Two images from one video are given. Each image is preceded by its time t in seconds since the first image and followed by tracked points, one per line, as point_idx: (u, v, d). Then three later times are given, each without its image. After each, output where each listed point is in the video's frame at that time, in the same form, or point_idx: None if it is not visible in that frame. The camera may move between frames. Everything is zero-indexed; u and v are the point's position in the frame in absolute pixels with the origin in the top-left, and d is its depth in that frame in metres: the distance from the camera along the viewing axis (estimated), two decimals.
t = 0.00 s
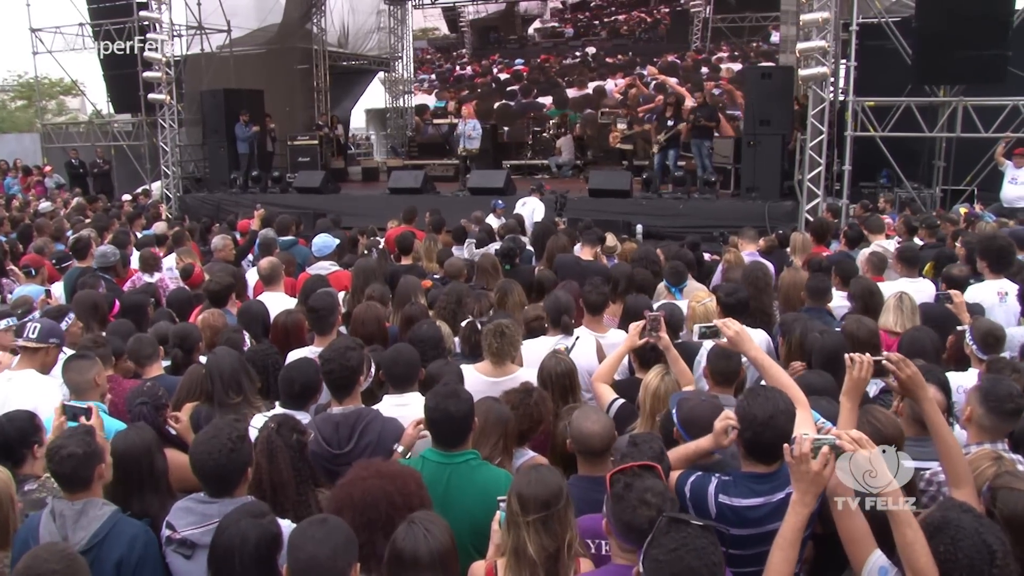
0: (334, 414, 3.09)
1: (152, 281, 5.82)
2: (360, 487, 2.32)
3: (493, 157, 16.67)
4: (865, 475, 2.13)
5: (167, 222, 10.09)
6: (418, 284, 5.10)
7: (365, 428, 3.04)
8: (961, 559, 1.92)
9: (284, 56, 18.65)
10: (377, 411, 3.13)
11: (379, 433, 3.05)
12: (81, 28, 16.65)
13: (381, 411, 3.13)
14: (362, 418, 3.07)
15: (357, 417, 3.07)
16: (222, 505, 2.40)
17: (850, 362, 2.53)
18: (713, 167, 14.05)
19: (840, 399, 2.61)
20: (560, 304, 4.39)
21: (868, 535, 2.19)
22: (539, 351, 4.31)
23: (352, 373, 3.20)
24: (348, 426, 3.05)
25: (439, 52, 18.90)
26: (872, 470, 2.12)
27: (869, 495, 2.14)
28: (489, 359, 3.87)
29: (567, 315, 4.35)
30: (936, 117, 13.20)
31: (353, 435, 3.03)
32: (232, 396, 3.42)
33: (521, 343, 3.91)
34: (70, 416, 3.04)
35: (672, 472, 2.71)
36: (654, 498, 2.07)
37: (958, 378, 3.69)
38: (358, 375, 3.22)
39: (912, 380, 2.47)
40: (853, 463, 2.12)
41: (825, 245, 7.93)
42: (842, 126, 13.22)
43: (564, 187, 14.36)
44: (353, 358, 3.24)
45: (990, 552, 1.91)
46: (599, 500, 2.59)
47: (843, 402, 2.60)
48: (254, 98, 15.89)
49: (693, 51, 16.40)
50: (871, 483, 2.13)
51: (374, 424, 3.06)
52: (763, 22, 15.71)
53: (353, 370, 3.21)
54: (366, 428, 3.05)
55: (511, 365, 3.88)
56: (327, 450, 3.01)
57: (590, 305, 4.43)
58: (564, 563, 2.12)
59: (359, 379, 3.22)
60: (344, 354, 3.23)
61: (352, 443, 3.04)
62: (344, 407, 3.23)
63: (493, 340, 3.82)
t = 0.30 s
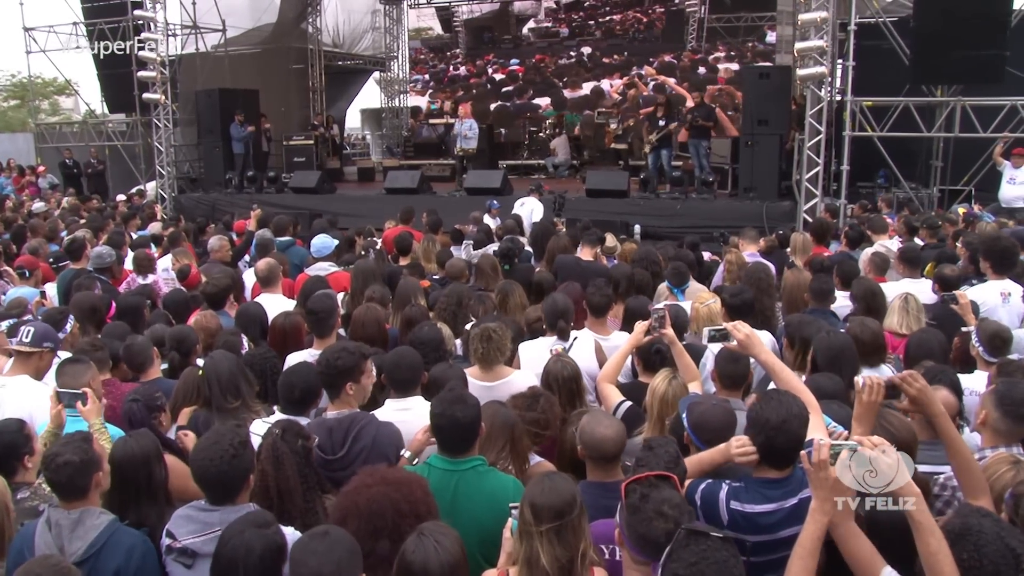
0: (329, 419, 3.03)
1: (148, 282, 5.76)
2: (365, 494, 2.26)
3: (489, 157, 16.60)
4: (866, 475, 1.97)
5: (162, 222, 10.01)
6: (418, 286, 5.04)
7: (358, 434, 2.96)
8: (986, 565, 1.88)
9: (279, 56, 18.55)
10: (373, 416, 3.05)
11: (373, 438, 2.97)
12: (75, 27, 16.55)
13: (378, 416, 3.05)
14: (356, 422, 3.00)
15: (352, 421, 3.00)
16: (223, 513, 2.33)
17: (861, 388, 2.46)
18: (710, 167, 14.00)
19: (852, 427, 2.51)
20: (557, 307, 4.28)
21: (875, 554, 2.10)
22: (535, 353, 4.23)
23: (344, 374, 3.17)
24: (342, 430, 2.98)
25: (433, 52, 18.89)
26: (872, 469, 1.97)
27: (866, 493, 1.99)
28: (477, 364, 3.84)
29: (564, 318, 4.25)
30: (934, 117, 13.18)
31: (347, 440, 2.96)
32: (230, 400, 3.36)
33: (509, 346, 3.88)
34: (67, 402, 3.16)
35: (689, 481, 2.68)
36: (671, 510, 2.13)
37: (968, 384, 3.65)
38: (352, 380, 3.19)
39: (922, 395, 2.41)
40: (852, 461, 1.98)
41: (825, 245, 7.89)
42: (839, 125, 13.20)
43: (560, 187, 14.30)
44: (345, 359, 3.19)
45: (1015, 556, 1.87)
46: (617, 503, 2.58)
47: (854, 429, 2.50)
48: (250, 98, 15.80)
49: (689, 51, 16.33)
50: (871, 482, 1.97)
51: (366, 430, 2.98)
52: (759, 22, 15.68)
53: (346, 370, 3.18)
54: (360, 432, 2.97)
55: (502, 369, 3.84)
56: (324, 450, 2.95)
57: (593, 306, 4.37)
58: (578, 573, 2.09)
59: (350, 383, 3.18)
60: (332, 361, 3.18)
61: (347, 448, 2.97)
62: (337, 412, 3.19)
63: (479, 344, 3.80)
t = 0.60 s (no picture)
0: (329, 423, 2.95)
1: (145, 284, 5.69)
2: (370, 502, 2.19)
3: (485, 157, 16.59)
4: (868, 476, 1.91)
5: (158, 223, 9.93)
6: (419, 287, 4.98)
7: (356, 439, 2.87)
8: (1016, 570, 1.84)
9: (274, 56, 18.47)
10: (374, 422, 2.96)
11: (372, 445, 2.87)
12: (70, 26, 16.46)
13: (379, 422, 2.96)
14: (356, 427, 2.91)
15: (352, 426, 2.92)
16: (227, 521, 2.28)
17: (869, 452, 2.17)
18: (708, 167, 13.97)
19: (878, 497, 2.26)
20: (564, 310, 4.23)
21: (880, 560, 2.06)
22: (540, 355, 4.17)
23: (344, 377, 3.13)
24: (341, 434, 2.90)
25: (427, 52, 18.90)
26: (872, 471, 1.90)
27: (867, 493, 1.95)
28: (476, 371, 3.85)
29: (570, 322, 4.20)
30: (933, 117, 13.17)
31: (345, 443, 2.88)
32: (228, 406, 3.30)
33: (506, 351, 3.88)
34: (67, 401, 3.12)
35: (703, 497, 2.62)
36: (686, 520, 2.11)
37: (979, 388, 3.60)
38: (351, 383, 3.13)
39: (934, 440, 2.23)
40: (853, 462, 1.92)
41: (826, 245, 7.84)
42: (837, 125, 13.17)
43: (558, 187, 14.25)
44: (345, 362, 3.15)
45: None
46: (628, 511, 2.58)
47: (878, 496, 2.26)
48: (246, 98, 15.73)
49: (685, 51, 16.29)
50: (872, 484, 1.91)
51: (365, 437, 2.89)
52: (756, 21, 15.64)
53: (347, 372, 3.13)
54: (359, 438, 2.88)
55: (502, 373, 3.86)
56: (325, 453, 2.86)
57: (597, 308, 4.31)
58: None
59: (349, 386, 3.13)
60: (333, 364, 3.15)
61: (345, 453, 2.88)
62: (339, 416, 3.15)
63: (476, 350, 3.80)
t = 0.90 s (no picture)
0: (329, 428, 2.89)
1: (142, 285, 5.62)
2: (376, 510, 2.12)
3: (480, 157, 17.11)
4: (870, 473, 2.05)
5: (154, 223, 9.86)
6: (420, 288, 4.92)
7: (353, 448, 2.80)
8: None
9: (270, 55, 18.35)
10: (374, 431, 2.88)
11: (368, 455, 2.80)
12: (64, 25, 16.35)
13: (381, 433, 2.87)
14: (353, 435, 2.84)
15: (351, 433, 2.84)
16: (231, 530, 2.22)
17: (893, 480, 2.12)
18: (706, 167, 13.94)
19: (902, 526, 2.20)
20: (574, 310, 4.19)
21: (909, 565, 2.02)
22: (547, 356, 4.12)
23: (344, 383, 3.07)
24: (339, 440, 2.83)
25: (422, 52, 18.77)
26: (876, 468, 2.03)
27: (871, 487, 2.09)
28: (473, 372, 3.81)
29: (579, 323, 4.17)
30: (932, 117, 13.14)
31: (342, 450, 2.82)
32: (226, 411, 3.23)
33: (506, 353, 3.85)
34: (64, 402, 3.05)
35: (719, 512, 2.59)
36: (701, 530, 2.05)
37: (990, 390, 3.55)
38: (352, 390, 3.07)
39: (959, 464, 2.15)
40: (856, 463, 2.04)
41: (827, 245, 7.80)
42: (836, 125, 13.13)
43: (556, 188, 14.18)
44: (347, 367, 3.09)
45: None
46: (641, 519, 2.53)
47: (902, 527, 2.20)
48: (242, 98, 15.65)
49: (683, 51, 16.21)
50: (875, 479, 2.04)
51: (363, 446, 2.81)
52: (753, 21, 15.57)
53: (347, 377, 3.08)
54: (356, 447, 2.81)
55: (501, 376, 3.81)
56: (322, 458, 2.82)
57: (601, 310, 4.26)
58: None
59: (351, 393, 3.07)
60: (333, 368, 3.10)
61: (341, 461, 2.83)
62: (340, 422, 3.09)
63: (474, 352, 3.77)
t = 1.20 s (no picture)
0: (344, 437, 2.76)
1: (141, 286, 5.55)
2: (387, 519, 2.06)
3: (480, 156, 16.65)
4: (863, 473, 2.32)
5: (152, 223, 9.78)
6: (423, 288, 4.86)
7: (364, 465, 2.68)
8: None
9: (266, 55, 18.44)
10: (391, 447, 2.75)
11: (381, 472, 2.66)
12: (61, 24, 16.27)
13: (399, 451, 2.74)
14: (367, 449, 2.71)
15: (366, 447, 2.71)
16: (237, 539, 2.15)
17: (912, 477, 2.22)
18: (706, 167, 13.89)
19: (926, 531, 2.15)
20: (580, 311, 4.17)
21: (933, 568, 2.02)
22: (554, 357, 4.06)
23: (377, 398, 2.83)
24: (351, 453, 2.70)
25: (418, 51, 18.79)
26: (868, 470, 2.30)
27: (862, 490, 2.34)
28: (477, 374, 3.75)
29: (585, 323, 4.13)
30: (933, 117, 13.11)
31: (353, 463, 2.69)
32: (224, 419, 3.17)
33: (511, 355, 3.78)
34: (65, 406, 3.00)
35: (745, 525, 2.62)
36: (720, 540, 2.00)
37: (1004, 393, 3.50)
38: (389, 403, 2.85)
39: (990, 466, 2.12)
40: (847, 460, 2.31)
41: (830, 245, 7.76)
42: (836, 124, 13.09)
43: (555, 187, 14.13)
44: (384, 380, 2.86)
45: None
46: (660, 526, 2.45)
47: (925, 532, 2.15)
48: (239, 97, 15.58)
49: (682, 51, 16.15)
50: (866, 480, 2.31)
51: (375, 464, 2.69)
52: (752, 20, 15.54)
53: (382, 394, 2.84)
54: (367, 463, 2.68)
55: (506, 378, 3.74)
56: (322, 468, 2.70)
57: (608, 311, 4.20)
58: None
59: (388, 407, 2.85)
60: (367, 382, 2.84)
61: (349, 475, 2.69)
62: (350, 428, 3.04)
63: (478, 353, 3.70)
